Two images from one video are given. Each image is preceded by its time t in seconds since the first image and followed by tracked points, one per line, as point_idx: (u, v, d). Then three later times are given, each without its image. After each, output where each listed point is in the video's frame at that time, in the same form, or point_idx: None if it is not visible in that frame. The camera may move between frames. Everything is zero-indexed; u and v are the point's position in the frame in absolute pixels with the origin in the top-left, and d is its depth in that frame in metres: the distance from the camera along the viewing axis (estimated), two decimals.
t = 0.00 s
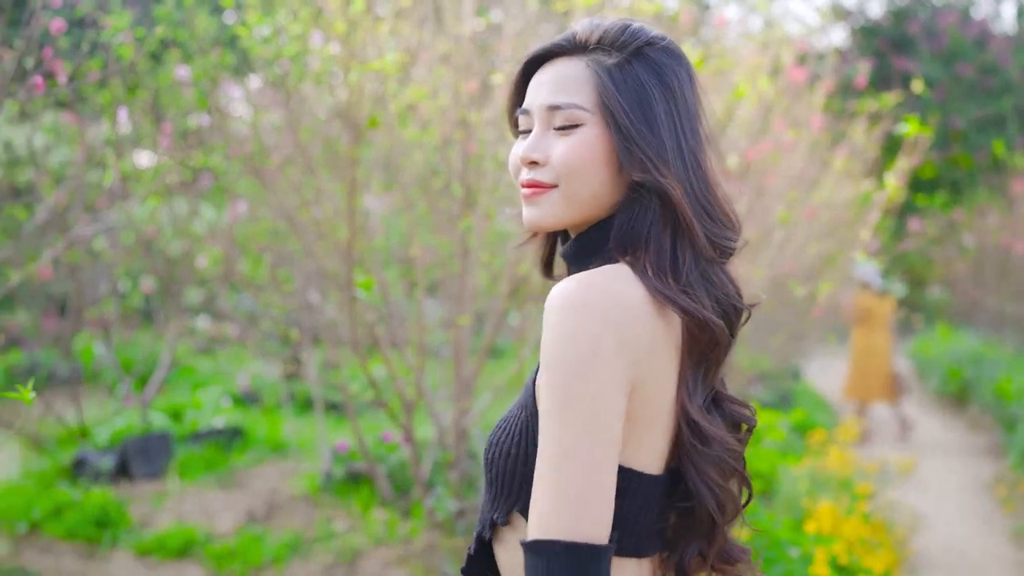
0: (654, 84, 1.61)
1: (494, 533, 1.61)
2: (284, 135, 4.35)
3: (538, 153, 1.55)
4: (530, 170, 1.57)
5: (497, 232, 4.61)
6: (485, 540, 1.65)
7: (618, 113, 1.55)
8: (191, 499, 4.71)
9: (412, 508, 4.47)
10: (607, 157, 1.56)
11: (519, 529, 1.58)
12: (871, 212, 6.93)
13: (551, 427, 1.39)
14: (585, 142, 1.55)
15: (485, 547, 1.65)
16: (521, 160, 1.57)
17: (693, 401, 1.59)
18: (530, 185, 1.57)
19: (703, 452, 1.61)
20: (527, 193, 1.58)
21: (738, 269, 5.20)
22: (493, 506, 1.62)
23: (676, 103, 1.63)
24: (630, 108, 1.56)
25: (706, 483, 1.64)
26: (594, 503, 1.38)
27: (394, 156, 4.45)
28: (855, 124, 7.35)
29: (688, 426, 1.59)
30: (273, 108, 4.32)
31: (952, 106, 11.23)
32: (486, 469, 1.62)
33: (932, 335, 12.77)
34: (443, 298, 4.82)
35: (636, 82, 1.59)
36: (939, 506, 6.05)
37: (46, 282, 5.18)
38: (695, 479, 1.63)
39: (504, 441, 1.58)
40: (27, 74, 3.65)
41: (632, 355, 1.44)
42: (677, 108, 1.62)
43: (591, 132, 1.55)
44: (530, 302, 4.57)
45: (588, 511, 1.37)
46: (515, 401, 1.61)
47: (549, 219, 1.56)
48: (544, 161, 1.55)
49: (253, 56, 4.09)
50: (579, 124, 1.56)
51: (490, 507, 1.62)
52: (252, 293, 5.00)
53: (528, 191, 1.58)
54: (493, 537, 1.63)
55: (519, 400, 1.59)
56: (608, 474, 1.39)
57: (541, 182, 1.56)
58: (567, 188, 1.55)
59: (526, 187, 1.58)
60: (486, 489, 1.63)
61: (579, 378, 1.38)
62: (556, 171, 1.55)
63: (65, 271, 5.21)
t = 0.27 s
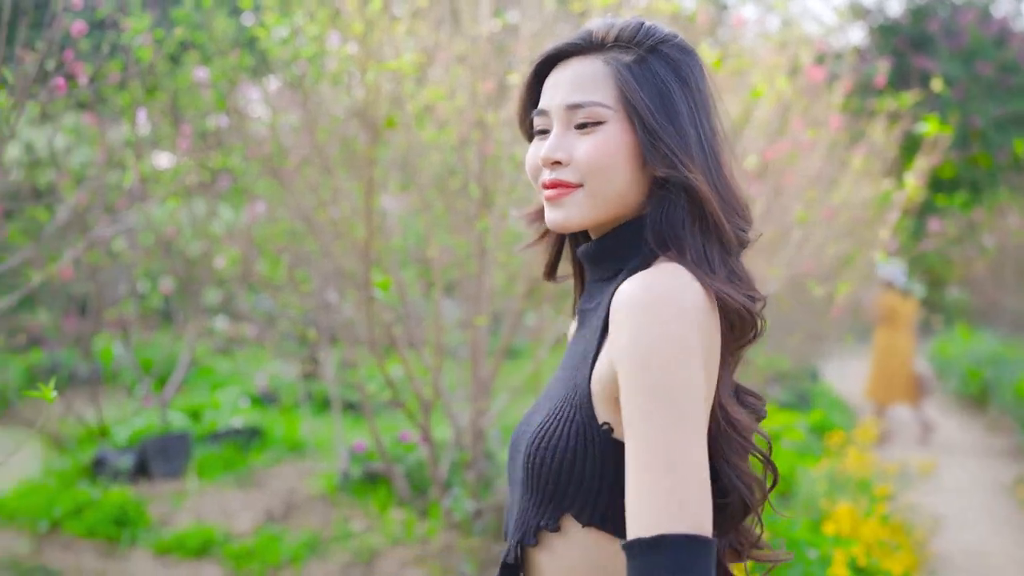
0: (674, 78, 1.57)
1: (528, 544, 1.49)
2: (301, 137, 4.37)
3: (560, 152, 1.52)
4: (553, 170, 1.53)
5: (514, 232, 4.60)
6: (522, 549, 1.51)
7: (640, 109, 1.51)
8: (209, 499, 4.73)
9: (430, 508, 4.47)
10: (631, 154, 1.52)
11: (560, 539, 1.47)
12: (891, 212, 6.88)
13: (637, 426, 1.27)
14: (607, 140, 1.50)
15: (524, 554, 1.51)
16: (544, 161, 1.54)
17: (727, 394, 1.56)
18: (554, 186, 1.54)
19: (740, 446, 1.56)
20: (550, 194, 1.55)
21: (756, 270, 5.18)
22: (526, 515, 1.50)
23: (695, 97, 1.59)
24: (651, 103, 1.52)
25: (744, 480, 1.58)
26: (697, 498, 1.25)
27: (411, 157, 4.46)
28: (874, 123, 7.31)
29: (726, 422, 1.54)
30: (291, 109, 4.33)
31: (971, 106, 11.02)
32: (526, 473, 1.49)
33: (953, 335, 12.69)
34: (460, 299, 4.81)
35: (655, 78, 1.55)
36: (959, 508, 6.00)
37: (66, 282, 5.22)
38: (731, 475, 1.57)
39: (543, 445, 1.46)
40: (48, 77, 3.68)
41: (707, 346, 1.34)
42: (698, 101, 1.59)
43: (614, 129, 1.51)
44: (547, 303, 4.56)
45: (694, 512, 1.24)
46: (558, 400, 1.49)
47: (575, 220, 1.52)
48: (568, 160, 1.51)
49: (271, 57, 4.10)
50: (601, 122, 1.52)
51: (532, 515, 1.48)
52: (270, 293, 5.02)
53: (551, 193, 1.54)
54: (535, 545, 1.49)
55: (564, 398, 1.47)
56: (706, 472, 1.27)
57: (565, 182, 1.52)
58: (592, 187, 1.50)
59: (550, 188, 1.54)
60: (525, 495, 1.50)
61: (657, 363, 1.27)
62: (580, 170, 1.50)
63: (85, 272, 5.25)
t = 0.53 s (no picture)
0: (686, 71, 1.56)
1: (580, 550, 1.41)
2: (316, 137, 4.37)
3: (580, 154, 1.51)
4: (575, 173, 1.52)
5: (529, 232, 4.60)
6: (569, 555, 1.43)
7: (656, 105, 1.50)
8: (225, 498, 4.75)
9: (444, 508, 4.47)
10: (650, 151, 1.50)
11: (615, 543, 1.39)
12: (908, 212, 6.84)
13: (722, 430, 1.23)
14: (626, 139, 1.49)
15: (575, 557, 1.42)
16: (564, 165, 1.53)
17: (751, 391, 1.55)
18: (576, 189, 1.53)
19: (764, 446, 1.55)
20: (573, 197, 1.54)
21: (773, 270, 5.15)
22: (572, 519, 1.42)
23: (708, 90, 1.58)
24: (666, 98, 1.51)
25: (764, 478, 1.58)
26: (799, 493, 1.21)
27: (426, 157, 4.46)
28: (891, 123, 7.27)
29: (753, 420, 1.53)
30: (305, 109, 4.33)
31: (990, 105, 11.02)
32: (573, 475, 1.41)
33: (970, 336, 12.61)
34: (474, 299, 4.81)
35: (667, 73, 1.53)
36: (977, 510, 5.95)
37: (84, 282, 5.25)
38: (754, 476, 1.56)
39: (597, 446, 1.38)
40: (66, 78, 3.70)
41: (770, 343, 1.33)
42: (711, 93, 1.58)
43: (632, 127, 1.50)
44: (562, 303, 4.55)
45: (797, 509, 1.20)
46: (605, 399, 1.43)
47: (600, 221, 1.51)
48: (588, 162, 1.50)
49: (286, 58, 4.11)
50: (618, 120, 1.51)
51: (583, 517, 1.40)
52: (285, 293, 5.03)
53: (574, 197, 1.53)
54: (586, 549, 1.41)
55: (613, 396, 1.41)
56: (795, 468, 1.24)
57: (588, 185, 1.51)
58: (615, 187, 1.49)
59: (573, 191, 1.53)
60: (570, 498, 1.42)
61: (735, 364, 1.24)
62: (602, 170, 1.49)
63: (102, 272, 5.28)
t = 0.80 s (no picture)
0: (689, 66, 1.56)
1: (628, 550, 1.39)
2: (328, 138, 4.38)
3: (595, 157, 1.50)
4: (591, 176, 1.51)
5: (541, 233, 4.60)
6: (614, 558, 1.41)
7: (666, 102, 1.50)
8: (238, 498, 4.76)
9: (456, 508, 4.47)
10: (663, 149, 1.51)
11: (664, 542, 1.39)
12: (921, 211, 6.82)
13: (791, 433, 1.29)
14: (640, 138, 1.49)
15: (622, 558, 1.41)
16: (578, 168, 1.52)
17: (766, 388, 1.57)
18: (593, 192, 1.52)
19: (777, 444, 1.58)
20: (589, 200, 1.53)
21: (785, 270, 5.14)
22: (617, 520, 1.41)
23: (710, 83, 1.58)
24: (674, 95, 1.52)
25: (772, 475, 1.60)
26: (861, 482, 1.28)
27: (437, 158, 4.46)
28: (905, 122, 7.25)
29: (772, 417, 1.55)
30: (317, 111, 4.35)
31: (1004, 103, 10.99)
32: (618, 474, 1.40)
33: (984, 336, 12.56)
34: (486, 299, 4.81)
35: (672, 70, 1.54)
36: (991, 512, 5.93)
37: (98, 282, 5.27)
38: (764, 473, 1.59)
39: (646, 445, 1.38)
40: (79, 80, 3.72)
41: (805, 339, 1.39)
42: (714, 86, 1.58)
43: (645, 126, 1.50)
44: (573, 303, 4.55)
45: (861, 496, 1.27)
46: (646, 398, 1.43)
47: (618, 223, 1.51)
48: (604, 164, 1.50)
49: (298, 59, 4.13)
50: (629, 120, 1.51)
51: (631, 518, 1.39)
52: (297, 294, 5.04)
53: (591, 201, 1.52)
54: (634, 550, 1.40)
55: (655, 395, 1.42)
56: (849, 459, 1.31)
57: (604, 188, 1.51)
58: (632, 188, 1.49)
59: (589, 194, 1.53)
60: (614, 499, 1.41)
61: (798, 368, 1.29)
62: (619, 171, 1.49)
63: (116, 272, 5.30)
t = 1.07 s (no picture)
0: (685, 64, 1.56)
1: (667, 555, 1.39)
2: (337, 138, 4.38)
3: (603, 160, 1.49)
4: (598, 179, 1.50)
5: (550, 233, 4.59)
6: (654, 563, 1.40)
7: (669, 102, 1.50)
8: (248, 497, 4.77)
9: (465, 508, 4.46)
10: (668, 149, 1.51)
11: (703, 543, 1.39)
12: (932, 211, 6.80)
13: (840, 434, 1.35)
14: (647, 139, 1.49)
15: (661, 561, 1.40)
16: (585, 172, 1.51)
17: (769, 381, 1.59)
18: (602, 195, 1.51)
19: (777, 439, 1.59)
20: (598, 204, 1.51)
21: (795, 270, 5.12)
22: (655, 524, 1.40)
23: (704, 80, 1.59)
24: (676, 95, 1.52)
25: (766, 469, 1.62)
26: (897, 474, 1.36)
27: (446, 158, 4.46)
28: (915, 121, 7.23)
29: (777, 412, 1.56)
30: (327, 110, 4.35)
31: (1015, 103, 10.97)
32: (659, 478, 1.39)
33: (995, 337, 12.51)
34: (495, 299, 4.81)
35: (671, 68, 1.54)
36: (1002, 513, 5.92)
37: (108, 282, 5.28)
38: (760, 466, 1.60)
39: (686, 449, 1.39)
40: (90, 80, 3.73)
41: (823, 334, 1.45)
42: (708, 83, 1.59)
43: (650, 126, 1.50)
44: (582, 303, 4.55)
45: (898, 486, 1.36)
46: (679, 399, 1.43)
47: (629, 226, 1.50)
48: (612, 166, 1.49)
49: (308, 59, 4.13)
50: (634, 121, 1.50)
51: (672, 520, 1.39)
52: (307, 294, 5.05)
53: (601, 204, 1.51)
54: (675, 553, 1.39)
55: (689, 397, 1.42)
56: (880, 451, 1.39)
57: (614, 191, 1.50)
58: (642, 189, 1.49)
59: (598, 198, 1.51)
60: (652, 502, 1.40)
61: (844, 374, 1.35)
62: (629, 172, 1.48)
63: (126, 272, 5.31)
